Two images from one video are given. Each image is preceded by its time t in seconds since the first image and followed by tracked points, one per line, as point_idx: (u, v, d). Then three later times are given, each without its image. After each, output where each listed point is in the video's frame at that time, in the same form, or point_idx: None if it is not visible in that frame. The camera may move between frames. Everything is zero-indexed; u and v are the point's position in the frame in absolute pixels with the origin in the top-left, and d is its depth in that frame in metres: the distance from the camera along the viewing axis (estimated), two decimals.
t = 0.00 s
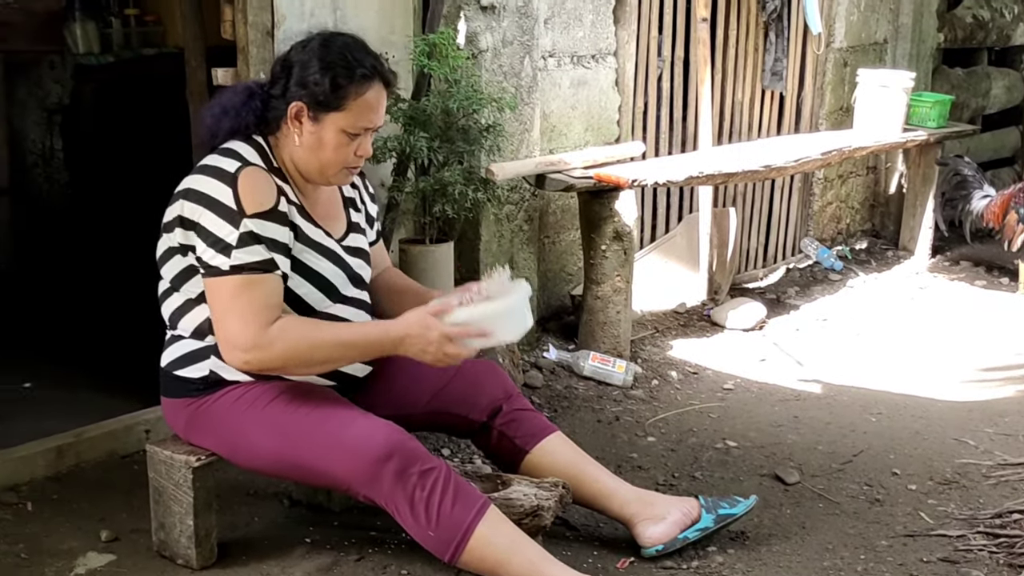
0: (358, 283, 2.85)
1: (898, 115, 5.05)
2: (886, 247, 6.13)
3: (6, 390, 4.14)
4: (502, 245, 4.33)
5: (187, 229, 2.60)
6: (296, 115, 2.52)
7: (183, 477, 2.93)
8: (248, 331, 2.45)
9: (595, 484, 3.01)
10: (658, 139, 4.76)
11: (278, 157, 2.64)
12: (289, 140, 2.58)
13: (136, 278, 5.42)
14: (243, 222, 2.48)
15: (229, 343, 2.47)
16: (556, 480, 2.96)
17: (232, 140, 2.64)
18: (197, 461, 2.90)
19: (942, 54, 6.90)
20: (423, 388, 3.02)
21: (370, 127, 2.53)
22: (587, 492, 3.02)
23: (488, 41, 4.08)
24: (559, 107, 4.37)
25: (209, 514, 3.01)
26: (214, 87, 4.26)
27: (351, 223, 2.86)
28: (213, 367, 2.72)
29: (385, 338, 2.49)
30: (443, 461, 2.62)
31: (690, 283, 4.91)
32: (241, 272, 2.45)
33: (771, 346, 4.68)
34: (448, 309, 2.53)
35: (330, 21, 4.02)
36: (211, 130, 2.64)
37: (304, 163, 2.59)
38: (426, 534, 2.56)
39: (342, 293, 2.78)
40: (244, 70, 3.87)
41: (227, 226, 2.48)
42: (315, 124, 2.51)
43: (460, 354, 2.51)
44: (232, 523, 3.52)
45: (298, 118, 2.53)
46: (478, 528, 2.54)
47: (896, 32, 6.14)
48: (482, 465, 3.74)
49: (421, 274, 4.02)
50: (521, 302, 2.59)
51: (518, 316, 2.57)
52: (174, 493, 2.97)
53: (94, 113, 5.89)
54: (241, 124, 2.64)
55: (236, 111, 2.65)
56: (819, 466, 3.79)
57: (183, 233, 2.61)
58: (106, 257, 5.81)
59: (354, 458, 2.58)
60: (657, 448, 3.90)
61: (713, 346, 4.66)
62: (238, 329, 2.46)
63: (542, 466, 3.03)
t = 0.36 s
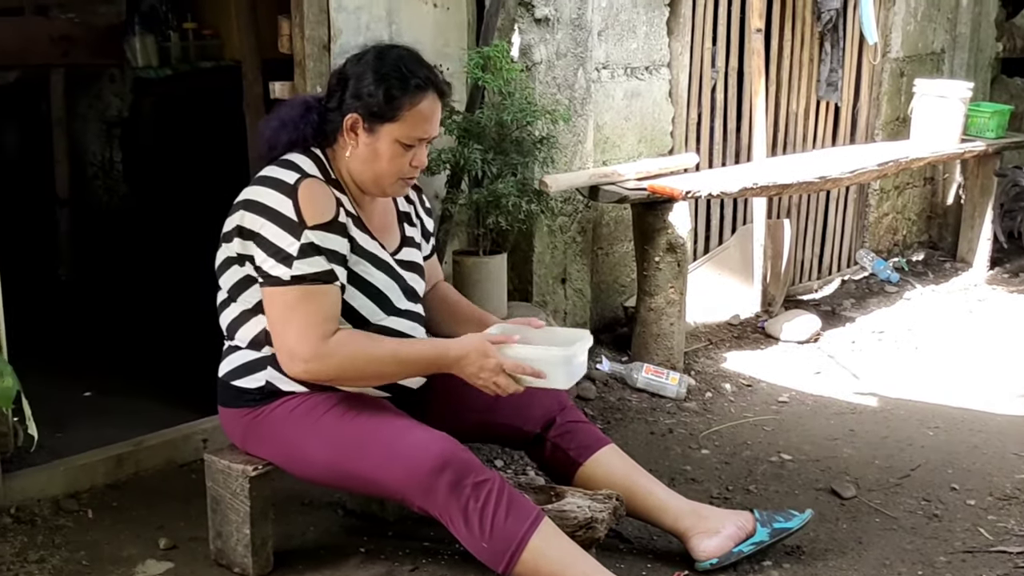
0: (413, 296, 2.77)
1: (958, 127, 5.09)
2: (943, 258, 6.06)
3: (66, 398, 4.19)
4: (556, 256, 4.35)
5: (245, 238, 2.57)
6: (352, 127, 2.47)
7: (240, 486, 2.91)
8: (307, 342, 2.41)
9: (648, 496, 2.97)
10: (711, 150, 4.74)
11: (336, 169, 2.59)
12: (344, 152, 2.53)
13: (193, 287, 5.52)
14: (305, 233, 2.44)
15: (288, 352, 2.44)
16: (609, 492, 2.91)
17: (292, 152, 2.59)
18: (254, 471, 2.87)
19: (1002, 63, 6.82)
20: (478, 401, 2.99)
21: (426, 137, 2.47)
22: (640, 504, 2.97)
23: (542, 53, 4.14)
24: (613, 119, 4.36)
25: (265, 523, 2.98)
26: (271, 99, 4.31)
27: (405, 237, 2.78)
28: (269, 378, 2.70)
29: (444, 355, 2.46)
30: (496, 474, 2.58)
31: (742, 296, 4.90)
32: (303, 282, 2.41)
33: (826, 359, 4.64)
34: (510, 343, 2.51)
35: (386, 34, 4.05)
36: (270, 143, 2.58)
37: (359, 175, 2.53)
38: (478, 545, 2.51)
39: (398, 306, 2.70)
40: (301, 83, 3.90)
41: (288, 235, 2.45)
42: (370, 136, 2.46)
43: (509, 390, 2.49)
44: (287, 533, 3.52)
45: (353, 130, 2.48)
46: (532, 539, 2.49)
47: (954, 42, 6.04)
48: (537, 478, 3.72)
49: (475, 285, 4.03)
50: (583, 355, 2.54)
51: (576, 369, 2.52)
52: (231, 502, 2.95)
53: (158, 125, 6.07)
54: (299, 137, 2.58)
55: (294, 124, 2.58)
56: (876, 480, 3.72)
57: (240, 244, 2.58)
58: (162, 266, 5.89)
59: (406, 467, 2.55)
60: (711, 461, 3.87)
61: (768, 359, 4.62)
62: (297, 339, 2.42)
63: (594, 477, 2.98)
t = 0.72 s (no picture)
0: (457, 307, 2.77)
1: (1001, 137, 5.08)
2: (987, 271, 6.01)
3: (110, 405, 4.23)
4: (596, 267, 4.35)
5: (294, 249, 2.57)
6: (400, 140, 2.48)
7: (282, 494, 2.88)
8: (355, 349, 2.40)
9: (689, 506, 2.88)
10: (752, 161, 4.74)
11: (382, 180, 2.59)
12: (392, 165, 2.54)
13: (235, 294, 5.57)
14: (353, 243, 2.44)
15: (339, 361, 2.43)
16: (649, 504, 2.86)
17: (339, 163, 2.61)
18: (295, 479, 2.85)
19: None
20: (519, 411, 2.99)
21: (473, 149, 2.47)
22: (679, 516, 2.89)
23: (582, 64, 4.08)
24: (653, 129, 4.37)
25: (306, 530, 2.96)
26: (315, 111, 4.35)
27: (449, 248, 2.78)
28: (313, 387, 2.71)
29: (483, 323, 2.41)
30: (536, 485, 2.58)
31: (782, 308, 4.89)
32: (352, 292, 2.40)
33: (867, 372, 4.61)
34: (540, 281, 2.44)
35: (428, 45, 4.07)
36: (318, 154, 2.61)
37: (407, 187, 2.53)
38: (518, 556, 2.51)
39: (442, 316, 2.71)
40: (343, 94, 3.90)
41: (337, 246, 2.44)
42: (418, 148, 2.46)
43: (568, 317, 2.39)
44: (327, 541, 3.54)
45: (401, 143, 2.49)
46: (572, 550, 2.48)
47: (998, 53, 6.08)
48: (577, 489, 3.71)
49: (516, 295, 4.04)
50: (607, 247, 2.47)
51: (612, 260, 2.44)
52: (272, 509, 2.93)
53: (199, 134, 6.14)
54: (346, 147, 2.61)
55: (342, 135, 2.61)
56: (918, 495, 3.67)
57: (289, 254, 2.58)
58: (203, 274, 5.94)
59: (446, 477, 2.55)
60: (751, 473, 3.85)
61: (809, 372, 4.60)
62: (346, 347, 2.41)
63: (634, 488, 2.92)
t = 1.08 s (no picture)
0: (481, 316, 2.78)
1: None
2: (1017, 282, 5.95)
3: (136, 410, 4.26)
4: (622, 276, 4.35)
5: (320, 256, 2.59)
6: (429, 150, 2.49)
7: (307, 501, 2.89)
8: (379, 356, 2.40)
9: (714, 516, 2.86)
10: (779, 169, 4.72)
11: (410, 190, 2.60)
12: (420, 174, 2.55)
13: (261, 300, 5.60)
14: (377, 252, 2.45)
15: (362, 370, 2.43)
16: (674, 514, 2.85)
17: (367, 172, 2.61)
18: (320, 485, 2.86)
19: None
20: (543, 420, 2.98)
21: (501, 161, 2.47)
22: (705, 527, 2.87)
23: (609, 73, 4.09)
24: (680, 138, 4.36)
25: (331, 537, 2.96)
26: (342, 119, 4.37)
27: (476, 257, 2.79)
28: (338, 395, 2.72)
29: (509, 341, 2.41)
30: (560, 493, 2.57)
31: (810, 318, 4.85)
32: (375, 300, 2.41)
33: (894, 382, 4.58)
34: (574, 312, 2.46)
35: (455, 54, 4.08)
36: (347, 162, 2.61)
37: (435, 198, 2.54)
38: (542, 564, 2.51)
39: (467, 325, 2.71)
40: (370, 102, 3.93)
41: (361, 255, 2.46)
42: (447, 159, 2.47)
43: (585, 356, 2.41)
44: (352, 548, 3.54)
45: (430, 153, 2.50)
46: (596, 559, 2.48)
47: None
48: (602, 498, 3.70)
49: (541, 303, 4.04)
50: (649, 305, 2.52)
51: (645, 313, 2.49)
52: (297, 516, 2.93)
53: (225, 141, 6.18)
54: (375, 156, 2.60)
55: (371, 144, 2.61)
56: (946, 507, 3.64)
57: (316, 261, 2.60)
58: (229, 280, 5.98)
59: (470, 484, 2.55)
60: (777, 484, 3.82)
61: (835, 382, 4.57)
62: (370, 356, 2.41)
63: (659, 499, 2.90)
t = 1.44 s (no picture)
0: (489, 322, 2.77)
1: None
2: None
3: (147, 414, 4.27)
4: (630, 281, 4.34)
5: (329, 260, 2.59)
6: (440, 156, 2.49)
7: (315, 506, 2.89)
8: (388, 365, 2.41)
9: (721, 523, 2.86)
10: (790, 175, 4.71)
11: (420, 195, 2.60)
12: (431, 180, 2.55)
13: (271, 304, 5.61)
14: (387, 258, 2.45)
15: (371, 377, 2.44)
16: (682, 520, 2.84)
17: (377, 177, 2.61)
18: (328, 490, 2.85)
19: None
20: (551, 425, 2.97)
21: (512, 168, 2.48)
22: (713, 533, 2.86)
23: (619, 78, 4.11)
24: (690, 143, 4.35)
25: (339, 542, 2.96)
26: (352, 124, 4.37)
27: (484, 262, 2.78)
28: (347, 399, 2.72)
29: (524, 381, 2.43)
30: (568, 498, 2.56)
31: (820, 324, 4.83)
32: (386, 307, 2.41)
33: (905, 389, 4.56)
34: (594, 368, 2.46)
35: (464, 59, 4.08)
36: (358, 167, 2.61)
37: (445, 204, 2.54)
38: (550, 570, 2.50)
39: (475, 330, 2.71)
40: (380, 107, 3.94)
41: (371, 260, 2.45)
42: (458, 165, 2.47)
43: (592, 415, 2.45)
44: (360, 553, 3.54)
45: (441, 159, 2.49)
46: (603, 566, 2.47)
47: None
48: (611, 503, 3.69)
49: (551, 309, 4.03)
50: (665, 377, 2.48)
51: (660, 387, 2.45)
52: (305, 521, 2.93)
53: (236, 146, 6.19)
54: (386, 162, 2.60)
55: (382, 149, 2.61)
56: (957, 513, 3.62)
57: (325, 266, 2.60)
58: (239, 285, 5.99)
59: (479, 490, 2.54)
60: (787, 490, 3.81)
61: (846, 388, 4.55)
62: (380, 363, 2.42)
63: (668, 505, 2.90)
